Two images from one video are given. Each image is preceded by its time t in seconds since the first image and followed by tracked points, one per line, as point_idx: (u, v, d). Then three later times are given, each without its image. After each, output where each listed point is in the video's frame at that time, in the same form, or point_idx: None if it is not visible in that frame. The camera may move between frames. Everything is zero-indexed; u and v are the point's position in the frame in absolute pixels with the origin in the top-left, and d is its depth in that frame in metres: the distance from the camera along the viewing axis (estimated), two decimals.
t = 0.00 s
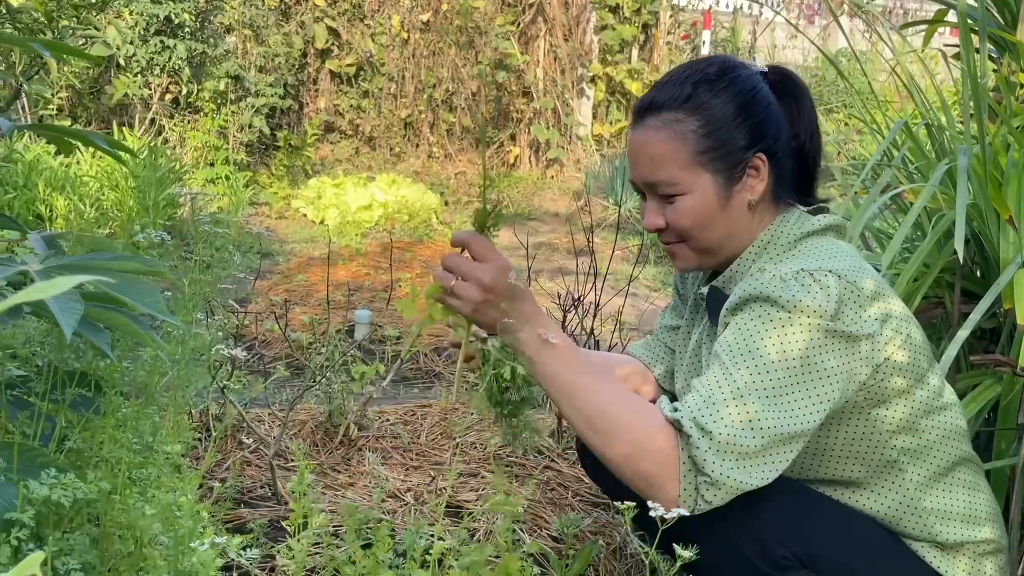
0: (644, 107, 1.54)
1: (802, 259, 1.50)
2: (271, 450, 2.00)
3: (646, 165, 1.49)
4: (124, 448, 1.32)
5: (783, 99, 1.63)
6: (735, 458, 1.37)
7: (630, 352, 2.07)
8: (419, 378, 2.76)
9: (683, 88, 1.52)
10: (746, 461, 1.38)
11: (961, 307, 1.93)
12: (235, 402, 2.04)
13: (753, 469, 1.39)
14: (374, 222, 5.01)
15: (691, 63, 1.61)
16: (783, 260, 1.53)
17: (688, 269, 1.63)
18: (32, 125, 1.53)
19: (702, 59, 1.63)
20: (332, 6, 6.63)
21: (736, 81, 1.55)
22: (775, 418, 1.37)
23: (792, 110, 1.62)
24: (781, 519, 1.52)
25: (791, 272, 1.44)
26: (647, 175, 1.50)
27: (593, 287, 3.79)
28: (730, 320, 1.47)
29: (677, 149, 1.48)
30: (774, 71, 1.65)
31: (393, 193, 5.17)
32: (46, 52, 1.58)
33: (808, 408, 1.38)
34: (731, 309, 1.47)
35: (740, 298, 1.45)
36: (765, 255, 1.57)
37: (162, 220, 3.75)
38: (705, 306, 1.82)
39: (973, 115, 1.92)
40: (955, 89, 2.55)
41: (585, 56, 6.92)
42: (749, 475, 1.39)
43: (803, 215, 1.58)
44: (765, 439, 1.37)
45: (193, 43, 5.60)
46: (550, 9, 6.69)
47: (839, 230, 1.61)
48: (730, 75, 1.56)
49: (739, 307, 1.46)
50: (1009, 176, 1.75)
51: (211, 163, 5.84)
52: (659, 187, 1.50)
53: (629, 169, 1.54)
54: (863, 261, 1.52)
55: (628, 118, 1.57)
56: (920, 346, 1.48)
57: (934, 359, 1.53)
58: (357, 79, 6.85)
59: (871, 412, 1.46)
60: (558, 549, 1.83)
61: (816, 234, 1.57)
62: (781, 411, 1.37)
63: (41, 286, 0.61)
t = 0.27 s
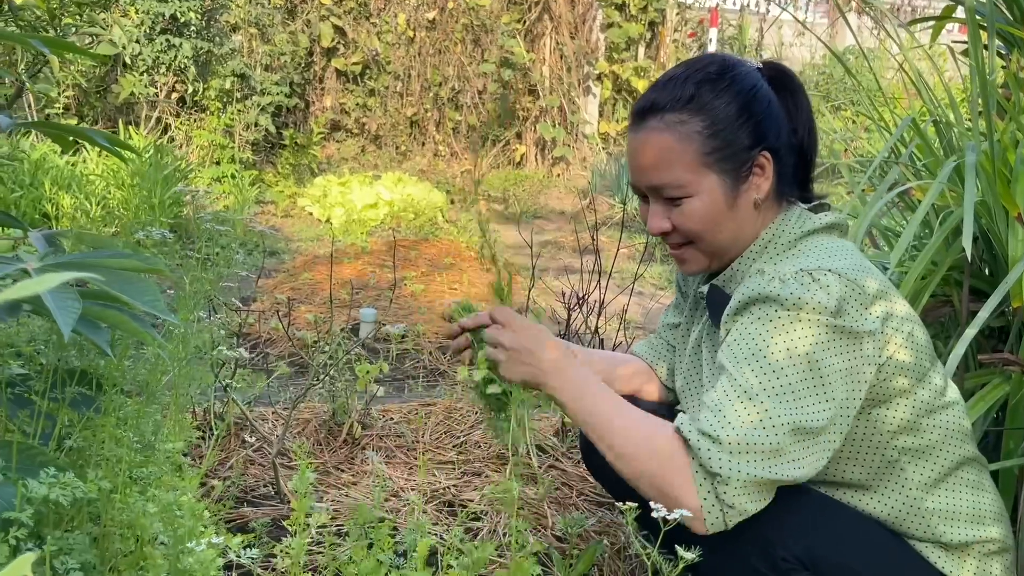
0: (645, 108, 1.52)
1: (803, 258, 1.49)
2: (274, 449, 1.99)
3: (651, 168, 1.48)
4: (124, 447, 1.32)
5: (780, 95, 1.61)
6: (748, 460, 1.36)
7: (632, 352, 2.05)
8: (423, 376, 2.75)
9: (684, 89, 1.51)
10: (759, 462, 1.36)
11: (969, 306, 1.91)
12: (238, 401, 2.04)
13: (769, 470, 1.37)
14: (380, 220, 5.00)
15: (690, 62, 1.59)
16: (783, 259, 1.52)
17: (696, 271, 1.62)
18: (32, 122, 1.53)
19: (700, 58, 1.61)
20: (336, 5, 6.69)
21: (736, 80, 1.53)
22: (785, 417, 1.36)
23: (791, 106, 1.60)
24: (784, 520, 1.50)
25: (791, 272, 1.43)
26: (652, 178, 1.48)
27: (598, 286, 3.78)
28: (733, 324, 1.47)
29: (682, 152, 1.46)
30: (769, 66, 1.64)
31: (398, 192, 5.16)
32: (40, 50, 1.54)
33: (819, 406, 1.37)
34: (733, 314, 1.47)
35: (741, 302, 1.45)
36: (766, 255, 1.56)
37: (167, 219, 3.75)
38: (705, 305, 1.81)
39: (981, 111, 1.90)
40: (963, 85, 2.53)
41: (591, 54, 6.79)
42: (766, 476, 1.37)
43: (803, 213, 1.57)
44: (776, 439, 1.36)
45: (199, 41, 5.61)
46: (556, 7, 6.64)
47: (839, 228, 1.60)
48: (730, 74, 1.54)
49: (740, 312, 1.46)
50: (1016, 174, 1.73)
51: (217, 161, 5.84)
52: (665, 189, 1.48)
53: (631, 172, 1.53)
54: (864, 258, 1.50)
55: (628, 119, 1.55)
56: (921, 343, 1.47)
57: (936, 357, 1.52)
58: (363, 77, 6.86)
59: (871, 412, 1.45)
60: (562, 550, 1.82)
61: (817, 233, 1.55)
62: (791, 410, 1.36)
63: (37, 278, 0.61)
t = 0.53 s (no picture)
0: (655, 106, 1.51)
1: (813, 262, 1.46)
2: (279, 446, 1.99)
3: (661, 167, 1.47)
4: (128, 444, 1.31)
5: (790, 94, 1.60)
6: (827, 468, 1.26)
7: (639, 346, 2.05)
8: (429, 373, 2.75)
9: (698, 87, 1.49)
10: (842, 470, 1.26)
11: (978, 302, 1.89)
12: (243, 398, 2.03)
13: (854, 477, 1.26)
14: (385, 218, 4.98)
15: (703, 58, 1.57)
16: (794, 260, 1.51)
17: (700, 271, 1.61)
18: (36, 118, 1.51)
19: (712, 55, 1.59)
20: (344, 2, 6.53)
21: (749, 80, 1.52)
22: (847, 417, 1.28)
23: (801, 106, 1.59)
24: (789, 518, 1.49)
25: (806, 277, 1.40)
26: (662, 177, 1.47)
27: (603, 283, 3.77)
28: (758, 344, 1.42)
29: (694, 152, 1.45)
30: (780, 65, 1.62)
31: (404, 190, 5.16)
32: (43, 45, 1.53)
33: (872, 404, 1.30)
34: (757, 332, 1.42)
35: (766, 317, 1.41)
36: (774, 256, 1.55)
37: (172, 216, 3.75)
38: (711, 305, 1.79)
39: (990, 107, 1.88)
40: (972, 81, 2.51)
41: (597, 52, 6.77)
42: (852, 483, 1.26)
43: (811, 212, 1.56)
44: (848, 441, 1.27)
45: (205, 39, 5.59)
46: (562, 3, 6.64)
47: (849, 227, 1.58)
48: (743, 73, 1.52)
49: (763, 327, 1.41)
50: None
51: (223, 159, 5.84)
52: (675, 190, 1.47)
53: (639, 170, 1.52)
54: (870, 257, 1.48)
55: (637, 116, 1.54)
56: (928, 337, 1.46)
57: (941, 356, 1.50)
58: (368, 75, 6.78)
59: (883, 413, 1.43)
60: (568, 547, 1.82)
61: (827, 231, 1.53)
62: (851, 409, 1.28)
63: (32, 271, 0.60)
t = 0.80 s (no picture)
0: (664, 103, 1.50)
1: (844, 262, 1.47)
2: (284, 444, 1.99)
3: (672, 167, 1.46)
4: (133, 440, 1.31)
5: (800, 87, 1.60)
6: (926, 475, 1.27)
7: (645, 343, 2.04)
8: (434, 370, 2.75)
9: (708, 83, 1.49)
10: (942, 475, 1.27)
11: (986, 299, 1.88)
12: (248, 396, 2.03)
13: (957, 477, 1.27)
14: (390, 215, 4.97)
15: (712, 52, 1.56)
16: (817, 257, 1.52)
17: (712, 272, 1.61)
18: (41, 114, 1.50)
19: (720, 49, 1.58)
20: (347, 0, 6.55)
21: (761, 74, 1.51)
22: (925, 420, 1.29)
23: (811, 98, 1.59)
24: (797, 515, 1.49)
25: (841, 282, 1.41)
26: (673, 177, 1.46)
27: (608, 280, 3.77)
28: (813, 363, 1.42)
29: (707, 151, 1.44)
30: (789, 56, 1.62)
31: (408, 187, 5.15)
32: (47, 40, 1.52)
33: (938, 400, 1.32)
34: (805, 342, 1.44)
35: (810, 328, 1.43)
36: (792, 253, 1.56)
37: (177, 213, 3.75)
38: (723, 302, 1.79)
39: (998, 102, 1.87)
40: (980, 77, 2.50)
41: (601, 49, 6.71)
42: (957, 483, 1.27)
43: (825, 208, 1.57)
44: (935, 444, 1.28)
45: (209, 37, 5.58)
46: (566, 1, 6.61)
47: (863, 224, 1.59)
48: (754, 67, 1.52)
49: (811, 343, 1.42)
50: None
51: (227, 157, 5.85)
52: (688, 190, 1.46)
53: (648, 169, 1.50)
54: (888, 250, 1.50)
55: (645, 114, 1.52)
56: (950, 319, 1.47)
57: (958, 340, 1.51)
58: (373, 72, 6.79)
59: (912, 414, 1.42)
60: (574, 545, 1.81)
61: (844, 228, 1.55)
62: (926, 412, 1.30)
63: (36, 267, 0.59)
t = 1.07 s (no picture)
0: (685, 108, 1.46)
1: (861, 273, 1.46)
2: (286, 443, 1.99)
3: (693, 177, 1.42)
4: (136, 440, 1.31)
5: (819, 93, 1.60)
6: (912, 496, 1.25)
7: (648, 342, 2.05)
8: (436, 369, 2.75)
9: (732, 91, 1.46)
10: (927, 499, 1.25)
11: (988, 298, 1.88)
12: (251, 395, 2.03)
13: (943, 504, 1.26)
14: (392, 214, 4.97)
15: (733, 56, 1.54)
16: (835, 265, 1.52)
17: (727, 278, 1.61)
18: (42, 115, 1.51)
19: (739, 51, 1.56)
20: None
21: (786, 81, 1.50)
22: (925, 444, 1.27)
23: (831, 104, 1.60)
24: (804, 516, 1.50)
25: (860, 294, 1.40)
26: (696, 187, 1.43)
27: (611, 278, 3.77)
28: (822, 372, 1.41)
29: (733, 161, 1.42)
30: (806, 58, 1.62)
31: (411, 186, 5.15)
32: (47, 41, 1.52)
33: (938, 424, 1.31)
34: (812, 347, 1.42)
35: (819, 333, 1.41)
36: (809, 260, 1.56)
37: (180, 212, 3.76)
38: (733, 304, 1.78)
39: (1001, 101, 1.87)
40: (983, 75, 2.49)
41: (604, 47, 6.74)
42: (941, 511, 1.25)
43: (841, 213, 1.58)
44: (926, 469, 1.27)
45: (212, 36, 5.59)
46: None
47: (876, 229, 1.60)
48: (778, 74, 1.51)
49: (819, 351, 1.41)
50: None
51: (230, 156, 5.86)
52: (709, 201, 1.44)
53: (663, 176, 1.47)
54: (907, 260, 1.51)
55: (661, 118, 1.49)
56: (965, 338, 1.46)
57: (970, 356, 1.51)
58: (375, 71, 6.81)
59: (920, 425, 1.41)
60: (576, 544, 1.81)
61: (862, 234, 1.56)
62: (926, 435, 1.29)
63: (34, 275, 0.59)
